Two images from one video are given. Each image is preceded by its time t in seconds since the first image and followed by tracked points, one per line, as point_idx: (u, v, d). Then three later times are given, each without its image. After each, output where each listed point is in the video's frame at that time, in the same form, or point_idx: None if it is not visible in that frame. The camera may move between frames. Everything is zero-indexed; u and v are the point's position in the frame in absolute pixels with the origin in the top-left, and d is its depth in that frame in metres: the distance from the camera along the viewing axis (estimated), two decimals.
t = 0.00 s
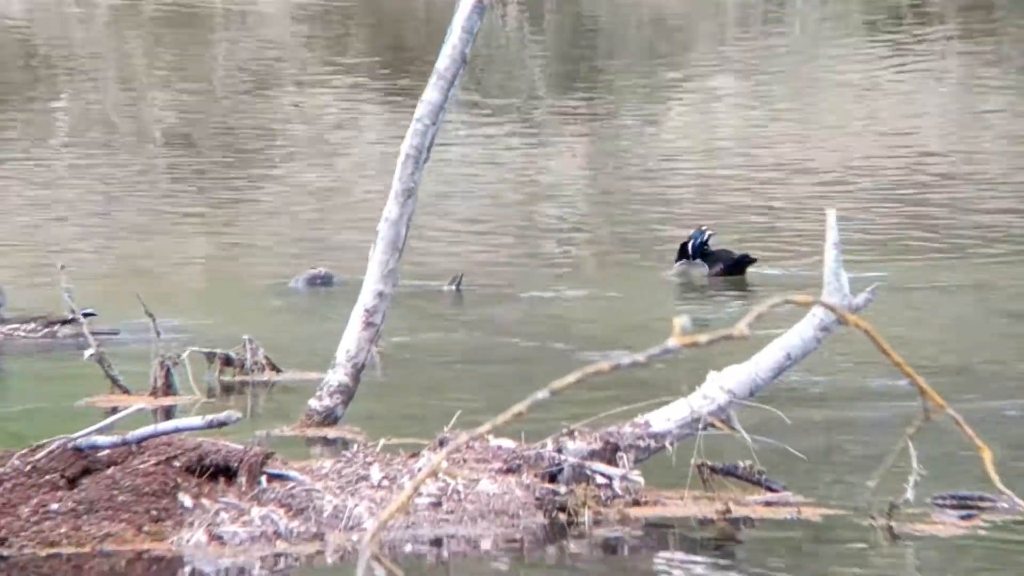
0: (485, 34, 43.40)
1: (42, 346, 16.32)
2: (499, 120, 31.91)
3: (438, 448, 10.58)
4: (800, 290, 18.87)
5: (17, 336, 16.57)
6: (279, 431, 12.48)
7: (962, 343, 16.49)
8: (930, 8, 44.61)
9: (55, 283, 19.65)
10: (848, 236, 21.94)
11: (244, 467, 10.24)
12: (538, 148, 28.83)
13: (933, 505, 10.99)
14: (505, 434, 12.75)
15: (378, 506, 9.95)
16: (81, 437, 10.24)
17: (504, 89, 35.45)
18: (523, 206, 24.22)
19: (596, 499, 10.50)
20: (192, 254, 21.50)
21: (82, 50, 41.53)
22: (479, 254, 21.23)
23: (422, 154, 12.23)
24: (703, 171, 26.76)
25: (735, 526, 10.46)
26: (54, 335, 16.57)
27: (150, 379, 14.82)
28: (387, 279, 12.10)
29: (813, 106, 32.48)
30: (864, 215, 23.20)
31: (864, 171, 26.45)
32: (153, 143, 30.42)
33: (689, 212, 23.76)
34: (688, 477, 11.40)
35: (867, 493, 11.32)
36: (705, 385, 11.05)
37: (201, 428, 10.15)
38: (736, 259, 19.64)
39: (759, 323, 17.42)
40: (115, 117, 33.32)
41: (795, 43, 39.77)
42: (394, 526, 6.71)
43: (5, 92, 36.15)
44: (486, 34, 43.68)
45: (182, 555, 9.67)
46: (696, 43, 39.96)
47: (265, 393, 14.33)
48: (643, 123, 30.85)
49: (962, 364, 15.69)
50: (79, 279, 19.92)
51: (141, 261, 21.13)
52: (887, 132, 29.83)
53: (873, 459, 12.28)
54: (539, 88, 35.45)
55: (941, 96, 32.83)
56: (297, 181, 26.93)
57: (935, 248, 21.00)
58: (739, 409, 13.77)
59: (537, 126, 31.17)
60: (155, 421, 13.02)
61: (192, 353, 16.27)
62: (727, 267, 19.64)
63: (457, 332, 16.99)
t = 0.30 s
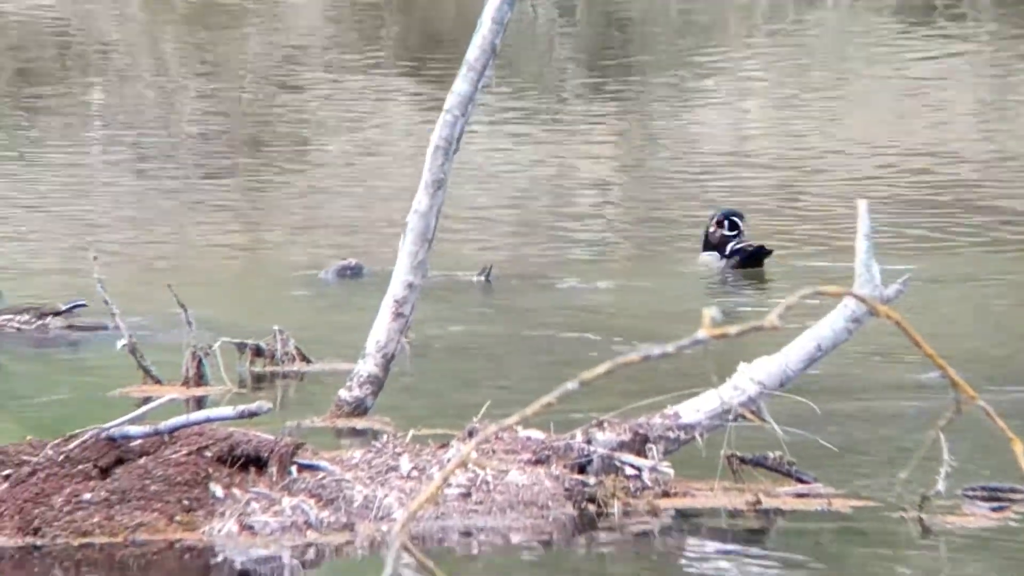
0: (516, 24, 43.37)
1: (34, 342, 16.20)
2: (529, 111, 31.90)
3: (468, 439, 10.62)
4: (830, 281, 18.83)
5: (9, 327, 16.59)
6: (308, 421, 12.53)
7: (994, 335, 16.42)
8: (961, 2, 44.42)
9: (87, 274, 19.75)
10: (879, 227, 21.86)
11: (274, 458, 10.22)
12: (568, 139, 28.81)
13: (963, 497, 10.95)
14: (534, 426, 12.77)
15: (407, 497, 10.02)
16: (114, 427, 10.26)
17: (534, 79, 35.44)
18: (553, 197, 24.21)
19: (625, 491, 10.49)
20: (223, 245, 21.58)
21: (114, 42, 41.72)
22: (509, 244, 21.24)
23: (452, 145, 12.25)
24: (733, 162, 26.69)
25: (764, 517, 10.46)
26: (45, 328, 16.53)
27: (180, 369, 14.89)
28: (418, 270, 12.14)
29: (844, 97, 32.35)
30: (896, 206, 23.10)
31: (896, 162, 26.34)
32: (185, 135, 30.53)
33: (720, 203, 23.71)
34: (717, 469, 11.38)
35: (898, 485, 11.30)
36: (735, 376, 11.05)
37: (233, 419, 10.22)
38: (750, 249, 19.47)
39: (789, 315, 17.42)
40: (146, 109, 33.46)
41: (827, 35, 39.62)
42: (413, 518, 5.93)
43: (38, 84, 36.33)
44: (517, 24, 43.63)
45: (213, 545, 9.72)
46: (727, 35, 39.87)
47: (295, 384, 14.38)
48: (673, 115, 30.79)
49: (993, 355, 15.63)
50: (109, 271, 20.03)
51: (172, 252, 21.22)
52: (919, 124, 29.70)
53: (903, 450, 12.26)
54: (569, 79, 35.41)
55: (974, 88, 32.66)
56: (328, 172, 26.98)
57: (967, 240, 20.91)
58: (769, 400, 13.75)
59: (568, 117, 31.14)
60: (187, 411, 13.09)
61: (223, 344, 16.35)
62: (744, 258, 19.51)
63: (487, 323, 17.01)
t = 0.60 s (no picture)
0: (545, 17, 43.38)
1: (40, 330, 16.39)
2: (558, 104, 31.90)
3: (498, 432, 10.66)
4: (861, 274, 18.79)
5: (13, 321, 16.70)
6: (339, 414, 12.59)
7: None
8: (995, 1, 44.20)
9: (119, 267, 19.84)
10: (910, 220, 21.79)
11: (306, 450, 10.27)
12: (597, 131, 28.79)
13: (995, 492, 10.89)
14: (564, 419, 12.77)
15: (436, 490, 10.07)
16: (145, 420, 10.32)
17: (563, 72, 35.44)
18: (582, 190, 24.20)
19: (655, 484, 10.47)
20: (253, 238, 21.64)
21: (145, 35, 41.91)
22: (539, 238, 21.24)
23: (482, 138, 12.23)
24: (763, 155, 26.63)
25: (794, 510, 10.44)
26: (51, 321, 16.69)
27: (211, 361, 14.95)
28: (447, 263, 12.13)
29: (875, 90, 32.25)
30: (927, 199, 23.02)
31: (926, 155, 26.23)
32: (216, 129, 30.64)
33: (749, 197, 23.67)
34: (748, 463, 11.34)
35: (928, 478, 11.28)
36: (766, 370, 11.09)
37: (264, 411, 10.23)
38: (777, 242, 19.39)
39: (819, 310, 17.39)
40: (178, 103, 33.58)
41: (857, 28, 39.49)
42: (442, 512, 5.34)
43: (70, 78, 36.50)
44: (546, 17, 43.64)
45: (244, 537, 9.74)
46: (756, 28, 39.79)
47: (326, 377, 14.42)
48: (703, 107, 30.76)
49: None
50: (140, 263, 20.11)
51: (204, 244, 21.30)
52: (949, 117, 29.58)
53: (934, 444, 12.23)
54: (598, 72, 35.40)
55: (1006, 82, 32.51)
56: (358, 165, 27.04)
57: (999, 233, 20.82)
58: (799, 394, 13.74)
59: (597, 109, 31.13)
60: (219, 404, 13.13)
61: (254, 336, 16.41)
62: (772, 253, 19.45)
63: (517, 316, 17.03)
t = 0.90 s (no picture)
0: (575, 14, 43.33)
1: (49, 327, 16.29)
2: (588, 100, 31.85)
3: (528, 428, 10.62)
4: (893, 271, 18.70)
5: (17, 316, 16.44)
6: (369, 410, 12.60)
7: None
8: None
9: (150, 263, 19.90)
10: (942, 216, 21.66)
11: (335, 446, 10.26)
12: (628, 128, 28.74)
13: None
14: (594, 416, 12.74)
15: (467, 486, 10.06)
16: (175, 415, 10.30)
17: (594, 68, 35.38)
18: (613, 186, 24.16)
19: (686, 481, 10.44)
20: (284, 234, 21.68)
21: (177, 31, 42.07)
22: (569, 233, 21.21)
23: (512, 134, 12.21)
24: (794, 151, 26.53)
25: (826, 508, 10.38)
26: (55, 314, 16.62)
27: (242, 358, 14.97)
28: (477, 259, 12.12)
29: (908, 86, 32.10)
30: (959, 196, 22.88)
31: (958, 152, 26.08)
32: (247, 125, 30.71)
33: (780, 194, 23.58)
34: (779, 460, 11.29)
35: (960, 476, 11.19)
36: (798, 366, 11.02)
37: (294, 406, 10.21)
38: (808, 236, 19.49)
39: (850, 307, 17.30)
40: (208, 99, 33.67)
41: (889, 25, 39.29)
42: (471, 508, 5.35)
43: (102, 74, 36.62)
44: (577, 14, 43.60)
45: (275, 532, 9.75)
46: (787, 24, 39.66)
47: (356, 372, 14.42)
48: (734, 104, 30.66)
49: None
50: (171, 259, 20.17)
51: (234, 240, 21.35)
52: (982, 114, 29.40)
53: (966, 441, 12.13)
54: (629, 68, 35.33)
55: None
56: (388, 161, 27.06)
57: None
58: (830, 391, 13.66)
59: (627, 105, 31.08)
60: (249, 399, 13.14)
61: (284, 332, 16.43)
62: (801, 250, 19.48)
63: (547, 312, 17.01)
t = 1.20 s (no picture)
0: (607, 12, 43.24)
1: (43, 326, 16.24)
2: (619, 98, 31.77)
3: (559, 426, 10.60)
4: (926, 269, 18.59)
5: (18, 314, 16.41)
6: (399, 407, 12.61)
7: None
8: None
9: (182, 259, 19.93)
10: (975, 216, 21.52)
11: (366, 443, 10.27)
12: (659, 125, 28.67)
13: None
14: (625, 414, 12.71)
15: (497, 484, 10.05)
16: (206, 412, 10.26)
17: (625, 66, 35.29)
18: (644, 184, 24.09)
19: (717, 479, 10.42)
20: (315, 231, 21.71)
21: (209, 28, 42.20)
22: (599, 231, 21.18)
23: (543, 132, 12.19)
24: (826, 149, 26.41)
25: (858, 506, 10.32)
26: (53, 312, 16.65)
27: (273, 355, 15.00)
28: (508, 256, 12.10)
29: (941, 85, 31.92)
30: (992, 195, 22.73)
31: (991, 152, 25.90)
32: (278, 122, 30.76)
33: (811, 194, 23.49)
34: (811, 459, 11.23)
35: (991, 476, 11.11)
36: (829, 365, 10.94)
37: (324, 404, 10.22)
38: (836, 236, 19.55)
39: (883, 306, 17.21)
40: (239, 97, 33.73)
41: (923, 24, 39.08)
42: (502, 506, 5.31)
43: (134, 72, 36.73)
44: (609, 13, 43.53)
45: (306, 530, 9.76)
46: (820, 23, 39.54)
47: (385, 370, 14.42)
48: (766, 102, 30.55)
49: None
50: (202, 256, 20.21)
51: (265, 237, 21.38)
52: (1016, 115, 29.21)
53: (999, 441, 12.04)
54: (660, 66, 35.26)
55: None
56: (418, 159, 27.07)
57: None
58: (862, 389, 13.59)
59: (658, 103, 31.00)
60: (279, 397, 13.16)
61: (314, 330, 16.44)
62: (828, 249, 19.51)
63: (577, 310, 16.96)
